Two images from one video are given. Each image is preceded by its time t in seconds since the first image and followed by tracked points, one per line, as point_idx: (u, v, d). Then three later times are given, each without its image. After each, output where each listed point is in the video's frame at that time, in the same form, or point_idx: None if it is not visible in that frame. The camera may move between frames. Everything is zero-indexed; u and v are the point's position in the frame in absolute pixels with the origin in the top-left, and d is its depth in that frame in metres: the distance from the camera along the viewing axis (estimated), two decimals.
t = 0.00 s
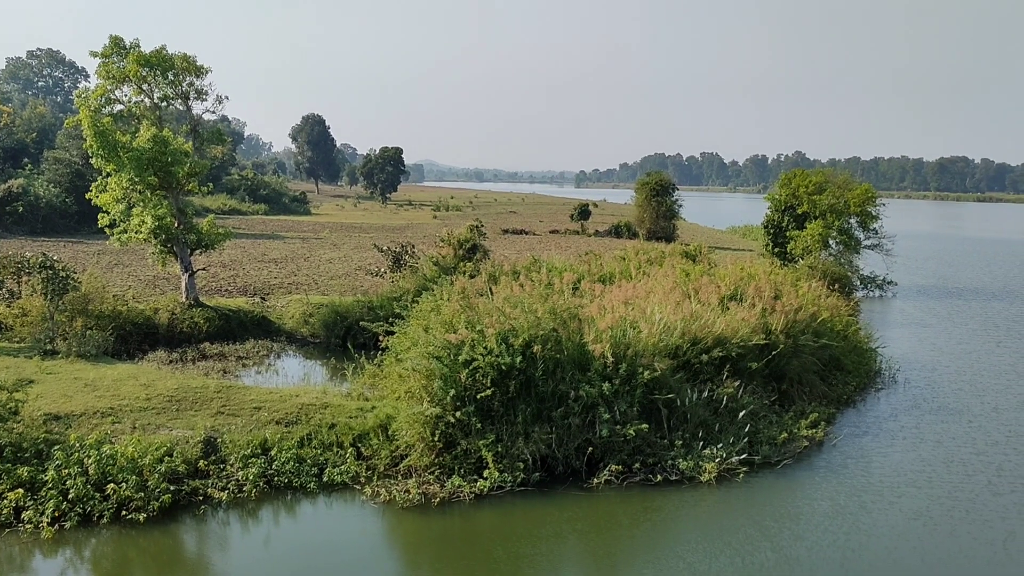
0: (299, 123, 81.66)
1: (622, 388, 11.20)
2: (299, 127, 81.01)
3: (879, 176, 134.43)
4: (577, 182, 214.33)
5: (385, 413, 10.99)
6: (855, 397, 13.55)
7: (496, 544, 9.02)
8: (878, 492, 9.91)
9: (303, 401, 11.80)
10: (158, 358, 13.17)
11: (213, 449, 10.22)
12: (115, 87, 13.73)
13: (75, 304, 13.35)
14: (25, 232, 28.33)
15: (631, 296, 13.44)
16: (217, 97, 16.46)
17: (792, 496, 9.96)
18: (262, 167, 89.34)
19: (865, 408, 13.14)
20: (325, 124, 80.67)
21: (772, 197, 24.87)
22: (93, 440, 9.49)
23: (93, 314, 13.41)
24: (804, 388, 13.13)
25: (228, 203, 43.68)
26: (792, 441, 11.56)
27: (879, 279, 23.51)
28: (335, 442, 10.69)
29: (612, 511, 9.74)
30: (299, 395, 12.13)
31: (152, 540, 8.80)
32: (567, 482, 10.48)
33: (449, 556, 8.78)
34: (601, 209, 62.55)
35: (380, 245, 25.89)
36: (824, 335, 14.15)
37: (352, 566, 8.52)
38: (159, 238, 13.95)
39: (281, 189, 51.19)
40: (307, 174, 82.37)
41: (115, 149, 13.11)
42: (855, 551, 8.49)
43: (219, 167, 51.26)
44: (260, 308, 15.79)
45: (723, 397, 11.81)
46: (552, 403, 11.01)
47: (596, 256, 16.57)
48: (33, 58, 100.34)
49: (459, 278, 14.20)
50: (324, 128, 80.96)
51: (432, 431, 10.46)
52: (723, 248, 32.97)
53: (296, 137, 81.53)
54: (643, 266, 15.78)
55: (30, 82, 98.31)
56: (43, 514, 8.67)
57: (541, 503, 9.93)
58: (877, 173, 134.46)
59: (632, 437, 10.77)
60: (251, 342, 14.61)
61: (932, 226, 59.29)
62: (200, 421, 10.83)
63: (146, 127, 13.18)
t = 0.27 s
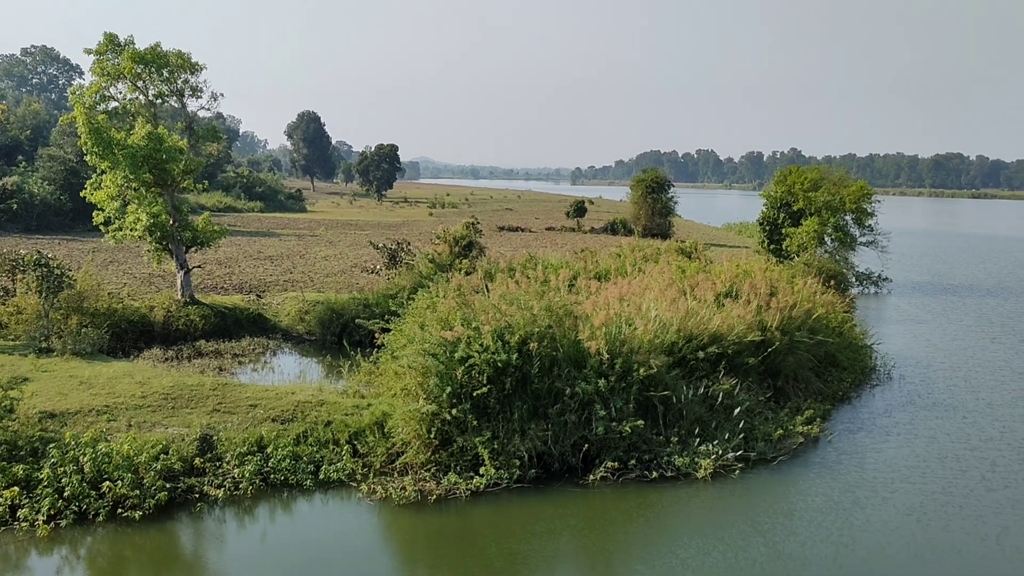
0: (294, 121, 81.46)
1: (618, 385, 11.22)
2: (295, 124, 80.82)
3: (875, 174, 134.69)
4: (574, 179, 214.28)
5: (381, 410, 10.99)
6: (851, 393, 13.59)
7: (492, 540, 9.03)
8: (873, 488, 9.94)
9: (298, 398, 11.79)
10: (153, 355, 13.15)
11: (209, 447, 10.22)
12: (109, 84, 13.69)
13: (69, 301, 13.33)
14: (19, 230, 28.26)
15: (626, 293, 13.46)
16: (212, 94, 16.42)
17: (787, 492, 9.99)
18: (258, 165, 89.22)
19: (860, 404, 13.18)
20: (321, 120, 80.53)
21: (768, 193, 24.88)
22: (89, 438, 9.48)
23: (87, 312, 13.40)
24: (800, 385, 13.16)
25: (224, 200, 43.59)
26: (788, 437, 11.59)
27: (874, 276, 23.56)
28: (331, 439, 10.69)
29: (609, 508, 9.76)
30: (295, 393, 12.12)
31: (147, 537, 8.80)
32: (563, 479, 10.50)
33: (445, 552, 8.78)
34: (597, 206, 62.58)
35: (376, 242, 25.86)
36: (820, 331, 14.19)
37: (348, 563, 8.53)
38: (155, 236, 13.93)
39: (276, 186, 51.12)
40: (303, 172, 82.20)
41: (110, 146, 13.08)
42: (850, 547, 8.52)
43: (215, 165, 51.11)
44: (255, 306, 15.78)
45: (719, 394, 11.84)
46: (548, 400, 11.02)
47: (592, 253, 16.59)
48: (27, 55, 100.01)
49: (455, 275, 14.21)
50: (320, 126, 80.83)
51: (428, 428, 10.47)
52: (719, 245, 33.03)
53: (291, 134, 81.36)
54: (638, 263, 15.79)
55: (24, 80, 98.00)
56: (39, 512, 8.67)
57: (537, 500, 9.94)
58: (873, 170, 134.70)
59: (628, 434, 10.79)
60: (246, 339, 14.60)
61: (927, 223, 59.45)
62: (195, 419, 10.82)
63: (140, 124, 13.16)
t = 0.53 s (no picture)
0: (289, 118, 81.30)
1: (613, 382, 11.23)
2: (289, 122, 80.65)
3: (870, 172, 134.98)
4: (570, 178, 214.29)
5: (376, 408, 10.97)
6: (845, 389, 13.62)
7: (488, 537, 9.03)
8: (867, 483, 9.96)
9: (293, 396, 11.77)
10: (148, 353, 13.12)
11: (203, 445, 10.19)
12: (103, 81, 13.65)
13: (63, 300, 13.26)
14: (12, 228, 28.19)
15: (621, 290, 13.47)
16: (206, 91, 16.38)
17: (782, 488, 10.01)
18: (252, 163, 89.07)
19: (854, 401, 13.21)
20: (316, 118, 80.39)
21: (763, 190, 24.89)
22: (83, 436, 9.45)
23: (82, 310, 13.35)
24: (794, 381, 13.19)
25: (218, 198, 43.53)
26: (783, 433, 11.61)
27: (868, 273, 23.61)
28: (326, 437, 10.67)
29: (604, 504, 9.77)
30: (290, 390, 12.10)
31: (142, 535, 8.78)
32: (558, 476, 10.50)
33: (441, 549, 8.79)
34: (592, 203, 62.63)
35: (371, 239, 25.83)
36: (814, 328, 14.21)
37: (344, 560, 8.53)
38: (149, 234, 13.89)
39: (270, 183, 51.01)
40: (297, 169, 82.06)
41: (103, 144, 13.05)
42: (844, 542, 8.54)
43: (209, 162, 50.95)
44: (250, 303, 15.76)
45: (713, 390, 11.85)
46: (543, 397, 11.01)
47: (587, 250, 16.59)
48: (20, 53, 99.68)
49: (450, 272, 14.20)
50: (315, 123, 80.68)
51: (423, 425, 10.46)
52: (713, 242, 33.08)
53: (286, 131, 81.20)
54: (633, 259, 15.79)
55: (18, 78, 97.64)
56: (33, 510, 8.66)
57: (533, 497, 9.94)
58: (868, 168, 134.98)
59: (623, 431, 10.80)
60: (241, 337, 14.58)
61: (921, 219, 59.63)
62: (190, 417, 10.79)
63: (134, 122, 13.12)
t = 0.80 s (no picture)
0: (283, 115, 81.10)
1: (608, 379, 11.24)
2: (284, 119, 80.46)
3: (865, 169, 135.28)
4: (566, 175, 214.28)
5: (371, 405, 10.96)
6: (839, 385, 13.65)
7: (483, 534, 9.03)
8: (861, 480, 9.99)
9: (288, 394, 11.75)
10: (142, 351, 13.09)
11: (198, 443, 10.17)
12: (95, 78, 13.62)
13: (56, 297, 13.21)
14: (5, 226, 28.10)
15: (616, 287, 13.48)
16: (200, 88, 16.34)
17: (776, 484, 10.03)
18: (247, 160, 88.90)
19: (848, 397, 13.24)
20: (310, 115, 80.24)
21: (757, 187, 24.92)
22: (76, 434, 9.43)
23: (75, 308, 13.30)
24: (789, 378, 13.21)
25: (212, 196, 43.44)
26: (777, 430, 11.64)
27: (862, 269, 23.66)
28: (320, 434, 10.66)
29: (598, 501, 9.78)
30: (284, 388, 12.08)
31: (136, 534, 8.76)
32: (553, 473, 10.51)
33: (436, 547, 8.78)
34: (587, 201, 62.70)
35: (365, 236, 25.81)
36: (808, 324, 14.24)
37: (338, 558, 8.52)
38: (142, 231, 13.84)
39: (265, 181, 50.91)
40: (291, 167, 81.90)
41: (96, 141, 13.01)
42: (838, 538, 8.56)
43: (203, 160, 50.80)
44: (244, 301, 15.72)
45: (708, 387, 11.87)
46: (538, 394, 11.01)
47: (582, 247, 16.59)
48: (13, 50, 99.30)
49: (444, 270, 14.20)
50: (309, 121, 80.54)
51: (418, 423, 10.46)
52: (708, 239, 33.15)
53: (280, 129, 81.01)
54: (628, 257, 15.80)
55: (10, 75, 97.22)
56: (27, 509, 8.64)
57: (527, 494, 9.95)
58: (863, 165, 135.29)
59: (618, 428, 10.81)
60: (236, 335, 14.55)
61: (914, 216, 59.84)
62: (184, 415, 10.77)
63: (127, 119, 13.08)
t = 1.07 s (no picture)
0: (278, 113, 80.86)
1: (602, 377, 11.24)
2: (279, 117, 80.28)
3: (860, 169, 135.57)
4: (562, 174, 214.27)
5: (366, 404, 10.95)
6: (834, 383, 13.66)
7: (478, 533, 9.02)
8: (856, 477, 10.00)
9: (282, 392, 11.73)
10: (136, 349, 13.06)
11: (192, 441, 10.13)
12: (89, 76, 13.58)
13: (50, 296, 13.17)
14: None
15: (611, 285, 13.49)
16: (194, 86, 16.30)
17: (771, 482, 10.04)
18: (241, 158, 88.73)
19: (843, 395, 13.26)
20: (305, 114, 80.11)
21: (752, 185, 24.93)
22: (70, 433, 9.41)
23: (69, 306, 13.28)
24: (783, 376, 13.22)
25: (206, 194, 43.33)
26: (772, 428, 11.65)
27: (856, 267, 23.69)
28: (315, 433, 10.65)
29: (593, 499, 9.78)
30: (279, 386, 12.06)
31: (131, 532, 8.74)
32: (548, 471, 10.51)
33: (431, 545, 8.78)
34: (583, 199, 62.74)
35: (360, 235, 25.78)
36: (803, 322, 14.25)
37: (333, 557, 8.51)
38: (136, 230, 13.79)
39: (259, 179, 50.82)
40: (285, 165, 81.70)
41: (90, 139, 12.98)
42: (832, 535, 8.57)
43: (198, 158, 50.63)
44: (239, 299, 15.69)
45: (703, 385, 11.89)
46: (533, 392, 11.00)
47: (576, 246, 16.59)
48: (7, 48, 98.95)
49: (440, 268, 14.19)
50: (304, 119, 80.40)
51: (413, 421, 10.46)
52: (703, 237, 33.19)
53: (275, 127, 80.85)
54: (623, 255, 15.81)
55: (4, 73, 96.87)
56: (21, 507, 8.63)
57: (522, 492, 9.95)
58: (858, 164, 135.55)
59: (612, 426, 10.82)
60: (230, 333, 14.53)
61: (908, 214, 60.02)
62: (179, 413, 10.75)
63: (121, 117, 13.05)
